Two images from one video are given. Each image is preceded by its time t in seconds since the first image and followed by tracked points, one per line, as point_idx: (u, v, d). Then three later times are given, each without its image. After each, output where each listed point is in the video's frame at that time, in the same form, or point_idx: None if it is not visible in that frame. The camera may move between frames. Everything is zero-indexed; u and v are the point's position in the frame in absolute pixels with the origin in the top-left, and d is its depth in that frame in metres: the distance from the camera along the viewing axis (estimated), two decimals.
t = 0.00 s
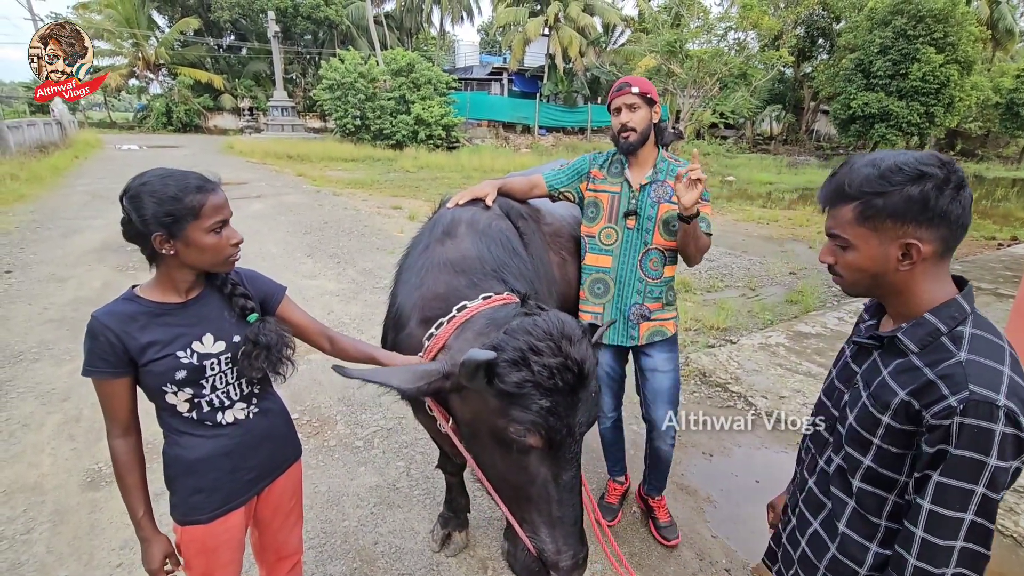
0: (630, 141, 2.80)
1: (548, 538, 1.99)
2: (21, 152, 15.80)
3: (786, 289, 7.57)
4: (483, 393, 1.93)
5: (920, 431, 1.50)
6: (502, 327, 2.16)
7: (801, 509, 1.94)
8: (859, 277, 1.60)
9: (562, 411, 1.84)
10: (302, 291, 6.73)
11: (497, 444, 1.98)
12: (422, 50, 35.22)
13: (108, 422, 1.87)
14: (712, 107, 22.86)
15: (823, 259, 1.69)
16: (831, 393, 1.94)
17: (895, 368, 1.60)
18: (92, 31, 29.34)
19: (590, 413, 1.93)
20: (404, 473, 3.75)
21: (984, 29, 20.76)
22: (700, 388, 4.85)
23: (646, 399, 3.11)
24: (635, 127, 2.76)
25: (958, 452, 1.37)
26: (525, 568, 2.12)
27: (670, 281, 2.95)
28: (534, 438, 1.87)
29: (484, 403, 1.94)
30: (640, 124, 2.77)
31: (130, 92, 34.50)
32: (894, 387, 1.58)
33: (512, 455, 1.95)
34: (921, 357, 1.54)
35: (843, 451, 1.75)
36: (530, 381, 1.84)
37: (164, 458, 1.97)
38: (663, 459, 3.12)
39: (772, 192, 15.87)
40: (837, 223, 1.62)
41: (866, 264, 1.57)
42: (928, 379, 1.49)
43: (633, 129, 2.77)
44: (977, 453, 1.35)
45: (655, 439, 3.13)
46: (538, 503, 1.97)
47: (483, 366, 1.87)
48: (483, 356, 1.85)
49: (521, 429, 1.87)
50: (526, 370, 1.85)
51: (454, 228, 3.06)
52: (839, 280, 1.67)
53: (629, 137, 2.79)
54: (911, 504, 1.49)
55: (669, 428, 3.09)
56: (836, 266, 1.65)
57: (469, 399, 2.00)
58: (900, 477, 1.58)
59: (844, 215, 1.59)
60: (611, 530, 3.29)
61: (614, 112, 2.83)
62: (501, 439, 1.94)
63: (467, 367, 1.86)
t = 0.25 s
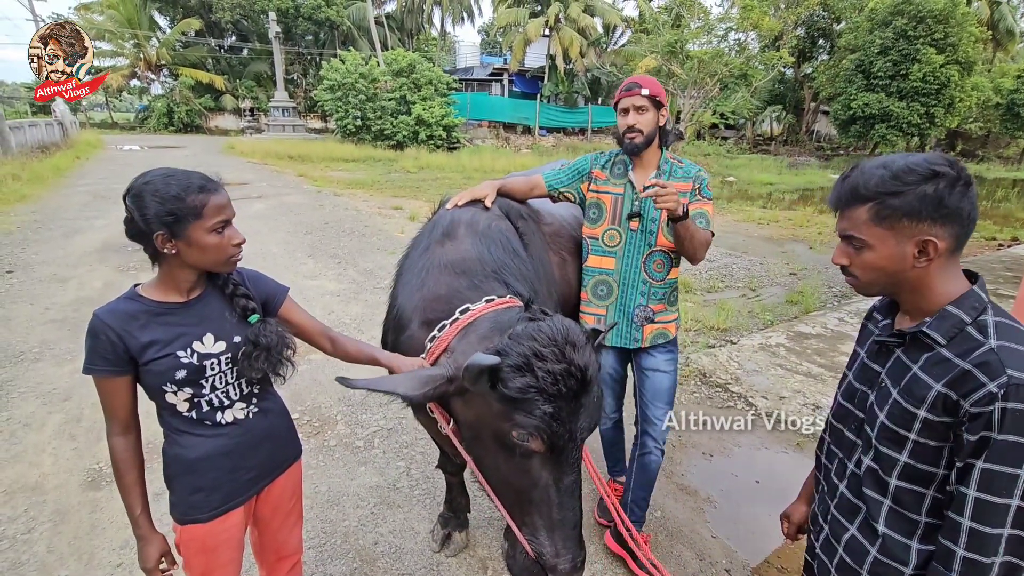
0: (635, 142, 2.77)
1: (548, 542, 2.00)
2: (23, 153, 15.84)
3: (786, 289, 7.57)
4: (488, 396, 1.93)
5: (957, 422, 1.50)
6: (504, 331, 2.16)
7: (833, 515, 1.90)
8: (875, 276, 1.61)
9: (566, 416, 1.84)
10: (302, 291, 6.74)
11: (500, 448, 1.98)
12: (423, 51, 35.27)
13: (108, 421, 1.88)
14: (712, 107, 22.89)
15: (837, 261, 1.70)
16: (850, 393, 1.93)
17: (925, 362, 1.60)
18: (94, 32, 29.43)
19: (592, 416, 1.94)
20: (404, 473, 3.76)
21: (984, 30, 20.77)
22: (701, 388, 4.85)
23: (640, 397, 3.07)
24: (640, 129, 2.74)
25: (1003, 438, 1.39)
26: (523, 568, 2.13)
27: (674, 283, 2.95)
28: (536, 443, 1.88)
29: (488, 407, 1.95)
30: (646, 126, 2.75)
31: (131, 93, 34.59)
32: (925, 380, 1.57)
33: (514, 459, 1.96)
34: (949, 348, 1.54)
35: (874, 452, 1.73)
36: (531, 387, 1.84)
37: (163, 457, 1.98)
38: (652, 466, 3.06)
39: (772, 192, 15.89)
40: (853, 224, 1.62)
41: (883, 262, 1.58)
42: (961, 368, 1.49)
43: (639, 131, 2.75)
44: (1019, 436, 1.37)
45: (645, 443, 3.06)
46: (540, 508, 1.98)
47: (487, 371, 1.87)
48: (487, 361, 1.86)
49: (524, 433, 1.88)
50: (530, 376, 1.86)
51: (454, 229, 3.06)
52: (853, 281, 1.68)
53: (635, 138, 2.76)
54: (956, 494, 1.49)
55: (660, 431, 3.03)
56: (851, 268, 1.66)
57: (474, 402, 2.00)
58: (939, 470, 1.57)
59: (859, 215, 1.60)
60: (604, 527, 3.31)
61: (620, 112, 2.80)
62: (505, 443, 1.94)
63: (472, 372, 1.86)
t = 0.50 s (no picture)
0: (643, 144, 2.78)
1: (542, 549, 2.01)
2: (23, 154, 15.85)
3: (786, 290, 7.57)
4: (479, 403, 1.94)
5: (976, 414, 1.51)
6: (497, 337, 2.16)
7: (852, 517, 1.88)
8: (890, 272, 1.61)
9: (557, 425, 1.84)
10: (302, 292, 6.74)
11: (494, 455, 1.99)
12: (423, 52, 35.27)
13: (108, 420, 1.88)
14: (712, 108, 22.92)
15: (851, 259, 1.70)
16: (864, 392, 1.92)
17: (941, 356, 1.60)
18: (95, 34, 29.46)
19: (586, 423, 1.94)
20: (404, 474, 3.76)
21: (983, 30, 20.82)
22: (700, 389, 4.86)
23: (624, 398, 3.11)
24: (651, 131, 2.74)
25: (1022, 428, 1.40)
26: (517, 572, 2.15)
27: (674, 287, 2.94)
28: (527, 451, 1.88)
29: (481, 413, 1.96)
30: (657, 128, 2.75)
31: (131, 94, 34.60)
32: (942, 372, 1.58)
33: (507, 465, 1.96)
34: (964, 340, 1.55)
35: (893, 449, 1.72)
36: (522, 397, 1.84)
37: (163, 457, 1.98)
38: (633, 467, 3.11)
39: (772, 193, 15.89)
40: (868, 221, 1.62)
41: (899, 259, 1.58)
42: (978, 360, 1.50)
43: (647, 132, 2.75)
44: None
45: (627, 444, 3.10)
46: (535, 514, 1.98)
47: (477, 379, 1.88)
48: (475, 369, 1.86)
49: (514, 441, 1.88)
50: (519, 384, 1.86)
51: (453, 232, 3.06)
52: (867, 277, 1.68)
53: (643, 141, 2.76)
54: (981, 487, 1.50)
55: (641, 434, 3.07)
56: (865, 265, 1.66)
57: (467, 408, 2.01)
58: (960, 465, 1.57)
59: (874, 212, 1.60)
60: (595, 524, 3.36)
61: (631, 112, 2.78)
62: (497, 450, 1.95)
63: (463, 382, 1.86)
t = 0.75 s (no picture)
0: (643, 149, 2.78)
1: (536, 553, 1.98)
2: (22, 155, 15.84)
3: (785, 291, 7.57)
4: (467, 401, 1.95)
5: (981, 421, 1.50)
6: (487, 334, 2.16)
7: (858, 522, 1.89)
8: (906, 272, 1.61)
9: (543, 422, 1.83)
10: (302, 293, 6.74)
11: (485, 455, 1.99)
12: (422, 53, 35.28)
13: (107, 421, 1.88)
14: (711, 109, 22.94)
15: (867, 258, 1.69)
16: (875, 395, 1.92)
17: (948, 360, 1.60)
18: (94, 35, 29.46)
19: (577, 418, 1.91)
20: (404, 475, 3.76)
21: (981, 31, 20.86)
22: (700, 390, 4.86)
23: (628, 399, 3.09)
24: (651, 135, 2.74)
25: None
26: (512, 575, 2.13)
27: (673, 288, 2.95)
28: (513, 448, 1.88)
29: (469, 411, 1.97)
30: (656, 132, 2.76)
31: (130, 96, 34.59)
32: (949, 376, 1.58)
33: (497, 464, 1.96)
34: (973, 344, 1.54)
35: (899, 454, 1.72)
36: (507, 390, 1.86)
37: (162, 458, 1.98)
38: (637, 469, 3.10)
39: (771, 194, 15.90)
40: (886, 220, 1.62)
41: (916, 259, 1.58)
42: (985, 364, 1.49)
43: (647, 137, 2.76)
44: None
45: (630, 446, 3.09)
46: (527, 516, 1.97)
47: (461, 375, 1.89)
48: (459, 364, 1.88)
49: (501, 438, 1.88)
50: (505, 380, 1.87)
51: (453, 233, 3.07)
52: (882, 277, 1.68)
53: (643, 145, 2.77)
54: (981, 496, 1.49)
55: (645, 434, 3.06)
56: (881, 264, 1.66)
57: (456, 407, 2.02)
58: (964, 474, 1.56)
59: (894, 211, 1.60)
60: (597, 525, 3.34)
61: (631, 116, 2.79)
62: (487, 448, 1.95)
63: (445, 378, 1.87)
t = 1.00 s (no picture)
0: (639, 150, 2.78)
1: (526, 549, 1.97)
2: (21, 158, 15.83)
3: (784, 292, 7.58)
4: (455, 389, 1.99)
5: (1010, 452, 1.38)
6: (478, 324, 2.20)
7: (864, 541, 1.80)
8: (939, 288, 1.47)
9: (528, 405, 1.84)
10: (301, 295, 6.74)
11: (475, 445, 2.01)
12: (421, 55, 35.32)
13: (102, 426, 1.88)
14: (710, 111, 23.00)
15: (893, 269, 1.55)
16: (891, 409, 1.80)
17: (976, 383, 1.46)
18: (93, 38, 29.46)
19: (565, 405, 1.89)
20: (403, 477, 3.75)
21: (978, 33, 20.94)
22: (699, 391, 4.85)
23: (624, 399, 3.10)
24: (645, 137, 2.74)
25: None
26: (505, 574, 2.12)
27: (670, 289, 2.94)
28: (498, 434, 1.89)
29: (458, 400, 2.01)
30: (651, 134, 2.75)
31: (128, 98, 34.59)
32: (977, 401, 1.44)
33: (486, 454, 1.97)
34: (1007, 368, 1.40)
35: (910, 474, 1.61)
36: (489, 373, 1.89)
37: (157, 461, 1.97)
38: (634, 470, 3.10)
39: (769, 195, 15.95)
40: (919, 229, 1.48)
41: (951, 274, 1.44)
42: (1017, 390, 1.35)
43: (642, 138, 2.75)
44: None
45: (625, 448, 3.09)
46: (517, 509, 1.97)
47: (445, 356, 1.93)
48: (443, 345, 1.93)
49: (487, 424, 1.89)
50: (489, 362, 1.91)
51: (453, 233, 3.07)
52: (911, 290, 1.53)
53: (638, 147, 2.77)
54: (999, 529, 1.38)
55: (640, 434, 3.06)
56: (909, 277, 1.51)
57: (447, 397, 2.07)
58: (982, 503, 1.46)
59: (928, 220, 1.46)
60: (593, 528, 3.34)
61: (624, 120, 2.79)
62: (475, 438, 1.97)
63: (426, 361, 1.93)
